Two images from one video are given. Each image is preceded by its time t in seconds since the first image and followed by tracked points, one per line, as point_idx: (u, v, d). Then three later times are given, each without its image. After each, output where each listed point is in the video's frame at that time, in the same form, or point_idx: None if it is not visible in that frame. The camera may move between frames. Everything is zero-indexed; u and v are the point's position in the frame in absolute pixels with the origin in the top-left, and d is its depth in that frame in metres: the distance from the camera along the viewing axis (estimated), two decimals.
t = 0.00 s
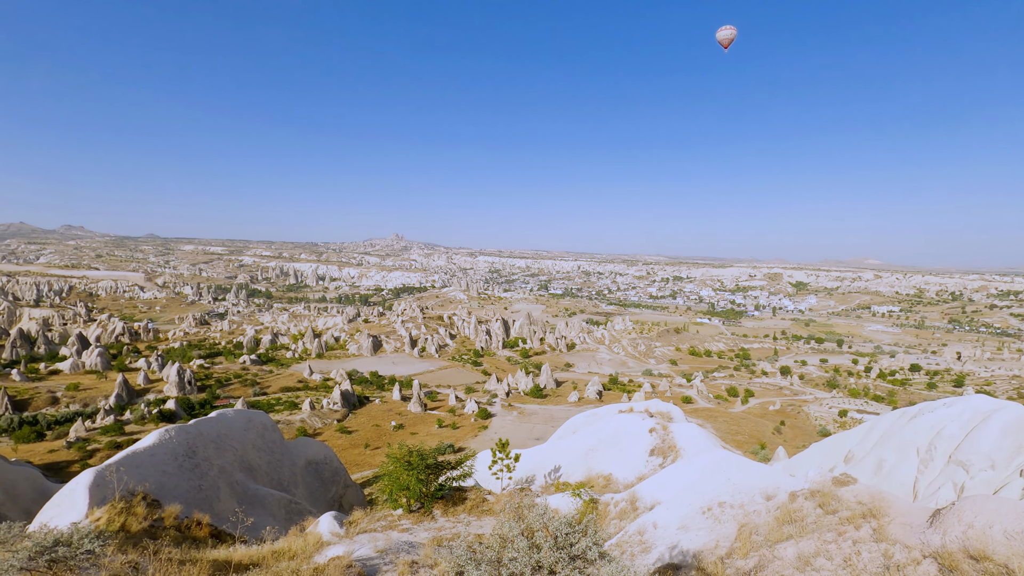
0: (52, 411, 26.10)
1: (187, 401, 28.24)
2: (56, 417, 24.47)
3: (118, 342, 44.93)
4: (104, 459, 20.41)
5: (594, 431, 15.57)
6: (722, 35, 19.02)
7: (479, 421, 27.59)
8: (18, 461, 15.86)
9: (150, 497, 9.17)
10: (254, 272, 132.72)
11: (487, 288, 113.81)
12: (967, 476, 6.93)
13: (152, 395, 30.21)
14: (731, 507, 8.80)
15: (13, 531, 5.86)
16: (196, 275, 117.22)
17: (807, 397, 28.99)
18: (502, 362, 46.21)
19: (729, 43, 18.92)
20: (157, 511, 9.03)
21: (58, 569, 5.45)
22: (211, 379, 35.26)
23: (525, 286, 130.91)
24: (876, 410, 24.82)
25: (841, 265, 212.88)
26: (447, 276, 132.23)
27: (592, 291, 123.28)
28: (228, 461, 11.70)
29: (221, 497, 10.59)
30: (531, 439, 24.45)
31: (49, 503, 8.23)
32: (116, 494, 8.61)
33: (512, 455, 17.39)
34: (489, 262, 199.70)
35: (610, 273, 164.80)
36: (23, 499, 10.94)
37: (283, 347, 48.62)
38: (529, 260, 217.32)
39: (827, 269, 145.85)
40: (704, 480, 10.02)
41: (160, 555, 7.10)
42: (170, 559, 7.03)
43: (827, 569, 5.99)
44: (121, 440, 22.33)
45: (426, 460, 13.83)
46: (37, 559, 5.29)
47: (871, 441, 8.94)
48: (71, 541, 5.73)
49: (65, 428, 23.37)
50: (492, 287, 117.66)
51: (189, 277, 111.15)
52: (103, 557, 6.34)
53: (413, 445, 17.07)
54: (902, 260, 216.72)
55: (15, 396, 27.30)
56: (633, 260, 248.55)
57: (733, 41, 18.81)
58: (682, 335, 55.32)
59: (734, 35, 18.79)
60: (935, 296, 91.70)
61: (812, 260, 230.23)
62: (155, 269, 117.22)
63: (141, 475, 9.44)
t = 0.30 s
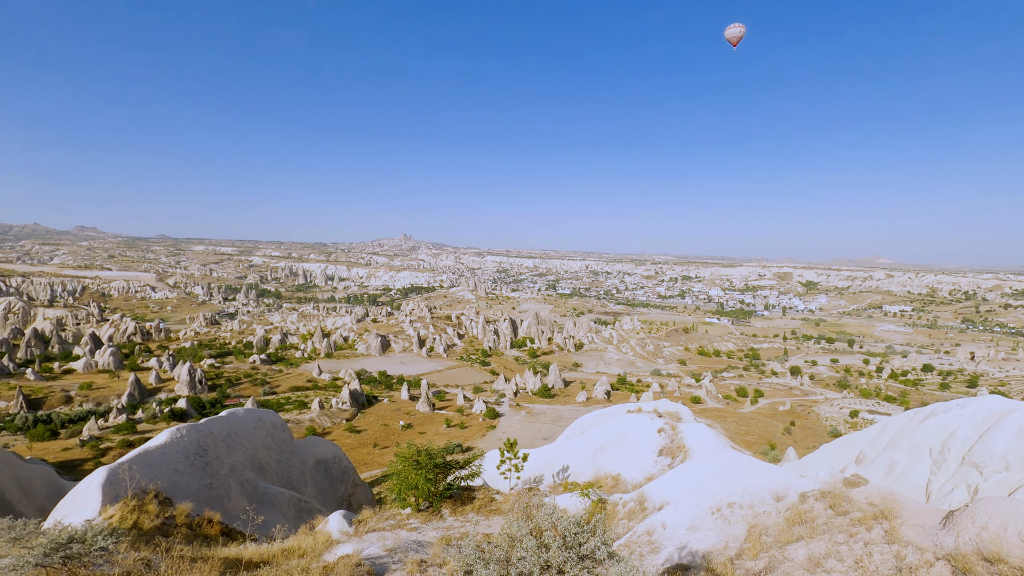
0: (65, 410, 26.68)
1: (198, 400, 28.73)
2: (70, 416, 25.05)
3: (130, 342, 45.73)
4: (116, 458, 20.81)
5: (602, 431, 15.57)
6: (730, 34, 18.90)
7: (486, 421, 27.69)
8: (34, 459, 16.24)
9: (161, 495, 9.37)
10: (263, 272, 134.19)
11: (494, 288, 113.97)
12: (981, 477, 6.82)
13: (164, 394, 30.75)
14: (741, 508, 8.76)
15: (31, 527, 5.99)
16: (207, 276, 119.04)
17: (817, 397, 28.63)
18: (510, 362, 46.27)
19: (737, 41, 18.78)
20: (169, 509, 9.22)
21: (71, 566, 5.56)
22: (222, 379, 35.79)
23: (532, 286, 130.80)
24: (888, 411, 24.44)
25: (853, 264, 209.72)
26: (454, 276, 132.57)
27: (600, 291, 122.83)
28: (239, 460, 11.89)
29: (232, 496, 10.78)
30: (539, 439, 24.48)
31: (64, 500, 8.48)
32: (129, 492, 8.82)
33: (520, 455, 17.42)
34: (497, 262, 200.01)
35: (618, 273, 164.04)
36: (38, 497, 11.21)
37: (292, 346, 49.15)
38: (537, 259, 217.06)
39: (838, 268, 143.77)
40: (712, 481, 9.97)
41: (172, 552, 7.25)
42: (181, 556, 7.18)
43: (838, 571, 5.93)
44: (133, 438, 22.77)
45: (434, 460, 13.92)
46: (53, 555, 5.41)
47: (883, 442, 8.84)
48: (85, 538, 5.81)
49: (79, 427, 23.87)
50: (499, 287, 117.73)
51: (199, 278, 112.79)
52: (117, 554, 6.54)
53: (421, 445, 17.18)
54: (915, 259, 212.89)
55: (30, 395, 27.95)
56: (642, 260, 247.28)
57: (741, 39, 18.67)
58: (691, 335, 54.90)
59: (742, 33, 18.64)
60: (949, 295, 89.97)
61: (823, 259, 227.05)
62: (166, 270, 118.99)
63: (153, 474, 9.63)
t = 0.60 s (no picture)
0: (72, 410, 26.97)
1: (203, 400, 28.99)
2: (76, 416, 25.34)
3: (136, 342, 46.15)
4: (122, 457, 21.01)
5: (605, 431, 15.58)
6: (734, 32, 18.80)
7: (490, 421, 27.74)
8: (42, 459, 16.43)
9: (166, 495, 9.47)
10: (267, 272, 134.90)
11: (498, 287, 114.08)
12: (987, 477, 6.77)
13: (169, 394, 31.01)
14: (746, 508, 8.73)
15: (39, 526, 6.06)
16: (212, 276, 119.95)
17: (822, 397, 28.43)
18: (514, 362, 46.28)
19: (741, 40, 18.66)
20: (175, 508, 9.33)
21: (78, 565, 5.62)
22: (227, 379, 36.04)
23: (536, 285, 130.68)
24: (894, 410, 24.27)
25: (859, 264, 208.10)
26: (458, 276, 132.77)
27: (603, 290, 122.63)
28: (243, 459, 11.97)
29: (237, 495, 10.88)
30: (543, 438, 24.50)
31: (70, 499, 8.59)
32: (135, 491, 8.92)
33: (523, 455, 17.43)
34: (500, 262, 200.06)
35: (622, 272, 163.69)
36: (45, 496, 11.36)
37: (297, 346, 49.41)
38: (541, 259, 216.86)
39: (843, 267, 142.83)
40: (716, 481, 9.94)
41: (178, 551, 7.32)
42: (187, 555, 7.25)
43: (843, 570, 5.90)
44: (139, 438, 23.02)
45: (438, 459, 13.99)
46: (60, 553, 5.45)
47: (889, 442, 8.81)
48: (92, 536, 5.85)
49: (85, 427, 24.13)
50: (503, 286, 117.75)
51: (204, 278, 113.67)
52: (123, 552, 6.60)
53: (425, 445, 17.23)
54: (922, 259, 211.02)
55: (37, 395, 28.28)
56: (646, 259, 246.66)
57: (745, 38, 18.56)
58: (695, 335, 54.68)
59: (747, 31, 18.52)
60: (956, 295, 89.12)
61: (829, 258, 225.37)
62: (171, 270, 119.87)
63: (159, 473, 9.75)
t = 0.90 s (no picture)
0: (75, 410, 27.11)
1: (205, 400, 29.09)
2: (80, 415, 25.48)
3: (139, 342, 46.36)
4: (125, 457, 21.09)
5: (607, 431, 15.59)
6: (735, 31, 18.78)
7: (492, 421, 27.74)
8: (45, 458, 16.51)
9: (170, 494, 9.53)
10: (269, 273, 135.29)
11: (500, 287, 114.14)
12: (990, 477, 6.74)
13: (172, 394, 31.12)
14: (748, 508, 8.72)
15: (43, 526, 6.08)
16: (215, 276, 120.35)
17: (825, 397, 28.31)
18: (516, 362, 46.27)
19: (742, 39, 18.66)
20: (178, 508, 9.37)
21: (82, 564, 5.66)
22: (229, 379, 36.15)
23: (538, 285, 130.66)
24: (897, 410, 24.15)
25: (862, 263, 207.37)
26: (460, 276, 132.87)
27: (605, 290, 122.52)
28: (245, 459, 12.01)
29: (240, 494, 10.94)
30: (545, 438, 24.48)
31: (74, 498, 8.63)
32: (138, 490, 8.96)
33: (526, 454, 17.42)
34: (502, 261, 200.20)
35: (624, 272, 163.60)
36: (49, 495, 11.43)
37: (299, 347, 49.52)
38: (543, 259, 217.02)
39: (846, 267, 142.28)
40: (718, 481, 9.93)
41: (181, 550, 7.35)
42: (190, 554, 7.29)
43: (846, 570, 5.89)
44: (142, 438, 23.12)
45: (441, 458, 14.01)
46: (63, 553, 5.49)
47: (891, 441, 8.81)
48: (95, 536, 5.88)
49: (88, 427, 24.25)
50: (505, 286, 117.73)
51: (207, 278, 114.12)
52: (126, 552, 6.63)
53: (428, 445, 17.21)
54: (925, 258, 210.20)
55: (41, 395, 28.43)
56: (648, 259, 246.43)
57: (746, 37, 18.55)
58: (698, 334, 54.55)
59: (748, 30, 18.50)
60: (959, 294, 88.69)
61: (831, 258, 224.69)
62: (173, 271, 120.33)
63: (162, 473, 9.80)
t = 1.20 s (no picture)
0: (79, 410, 27.27)
1: (208, 399, 29.21)
2: (83, 415, 25.62)
3: (142, 342, 46.57)
4: (128, 457, 21.18)
5: (609, 431, 15.60)
6: (737, 30, 18.72)
7: (494, 421, 27.75)
8: (49, 458, 16.60)
9: (173, 494, 9.57)
10: (272, 273, 135.79)
11: (501, 287, 114.23)
12: (995, 477, 6.71)
13: (175, 394, 31.26)
14: (751, 507, 8.72)
15: (47, 526, 6.11)
16: (217, 276, 120.83)
17: (828, 397, 28.19)
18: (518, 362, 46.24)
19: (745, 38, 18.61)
20: (181, 508, 9.42)
21: (86, 564, 5.70)
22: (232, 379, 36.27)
23: (540, 285, 130.67)
24: (901, 410, 24.03)
25: (865, 263, 206.56)
26: (462, 276, 133.00)
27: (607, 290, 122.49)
28: (248, 459, 12.06)
29: (243, 494, 10.98)
30: (547, 438, 24.48)
31: (77, 498, 8.68)
32: (141, 490, 9.00)
33: (528, 455, 17.41)
34: (504, 261, 200.48)
35: (627, 272, 163.51)
36: (52, 495, 11.49)
37: (301, 347, 49.65)
38: (545, 258, 217.26)
39: (848, 267, 141.70)
40: (720, 481, 9.93)
41: (185, 550, 7.39)
42: (194, 553, 7.34)
43: (849, 570, 5.88)
44: (145, 438, 23.22)
45: (443, 458, 14.05)
46: (68, 552, 5.52)
47: (894, 441, 8.79)
48: (99, 536, 5.92)
49: (91, 427, 24.38)
50: (507, 286, 117.72)
51: (209, 278, 114.61)
52: (130, 552, 6.67)
53: (430, 445, 17.24)
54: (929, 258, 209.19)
55: (45, 395, 28.59)
56: (650, 259, 246.21)
57: (749, 35, 18.52)
58: (700, 334, 54.42)
59: (750, 29, 18.47)
60: (963, 294, 88.15)
61: (834, 258, 223.91)
62: (176, 271, 120.97)
63: (165, 472, 9.85)
